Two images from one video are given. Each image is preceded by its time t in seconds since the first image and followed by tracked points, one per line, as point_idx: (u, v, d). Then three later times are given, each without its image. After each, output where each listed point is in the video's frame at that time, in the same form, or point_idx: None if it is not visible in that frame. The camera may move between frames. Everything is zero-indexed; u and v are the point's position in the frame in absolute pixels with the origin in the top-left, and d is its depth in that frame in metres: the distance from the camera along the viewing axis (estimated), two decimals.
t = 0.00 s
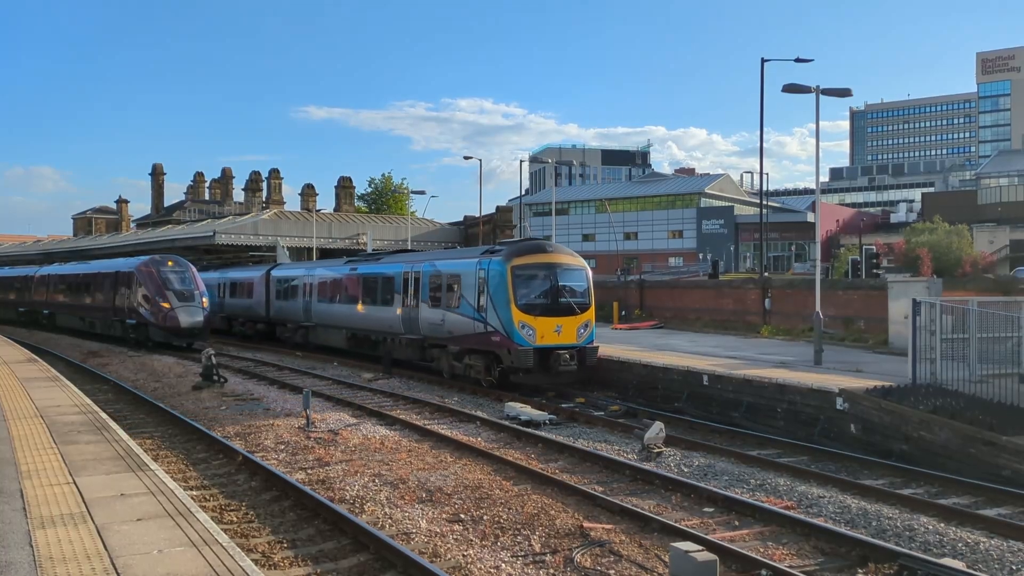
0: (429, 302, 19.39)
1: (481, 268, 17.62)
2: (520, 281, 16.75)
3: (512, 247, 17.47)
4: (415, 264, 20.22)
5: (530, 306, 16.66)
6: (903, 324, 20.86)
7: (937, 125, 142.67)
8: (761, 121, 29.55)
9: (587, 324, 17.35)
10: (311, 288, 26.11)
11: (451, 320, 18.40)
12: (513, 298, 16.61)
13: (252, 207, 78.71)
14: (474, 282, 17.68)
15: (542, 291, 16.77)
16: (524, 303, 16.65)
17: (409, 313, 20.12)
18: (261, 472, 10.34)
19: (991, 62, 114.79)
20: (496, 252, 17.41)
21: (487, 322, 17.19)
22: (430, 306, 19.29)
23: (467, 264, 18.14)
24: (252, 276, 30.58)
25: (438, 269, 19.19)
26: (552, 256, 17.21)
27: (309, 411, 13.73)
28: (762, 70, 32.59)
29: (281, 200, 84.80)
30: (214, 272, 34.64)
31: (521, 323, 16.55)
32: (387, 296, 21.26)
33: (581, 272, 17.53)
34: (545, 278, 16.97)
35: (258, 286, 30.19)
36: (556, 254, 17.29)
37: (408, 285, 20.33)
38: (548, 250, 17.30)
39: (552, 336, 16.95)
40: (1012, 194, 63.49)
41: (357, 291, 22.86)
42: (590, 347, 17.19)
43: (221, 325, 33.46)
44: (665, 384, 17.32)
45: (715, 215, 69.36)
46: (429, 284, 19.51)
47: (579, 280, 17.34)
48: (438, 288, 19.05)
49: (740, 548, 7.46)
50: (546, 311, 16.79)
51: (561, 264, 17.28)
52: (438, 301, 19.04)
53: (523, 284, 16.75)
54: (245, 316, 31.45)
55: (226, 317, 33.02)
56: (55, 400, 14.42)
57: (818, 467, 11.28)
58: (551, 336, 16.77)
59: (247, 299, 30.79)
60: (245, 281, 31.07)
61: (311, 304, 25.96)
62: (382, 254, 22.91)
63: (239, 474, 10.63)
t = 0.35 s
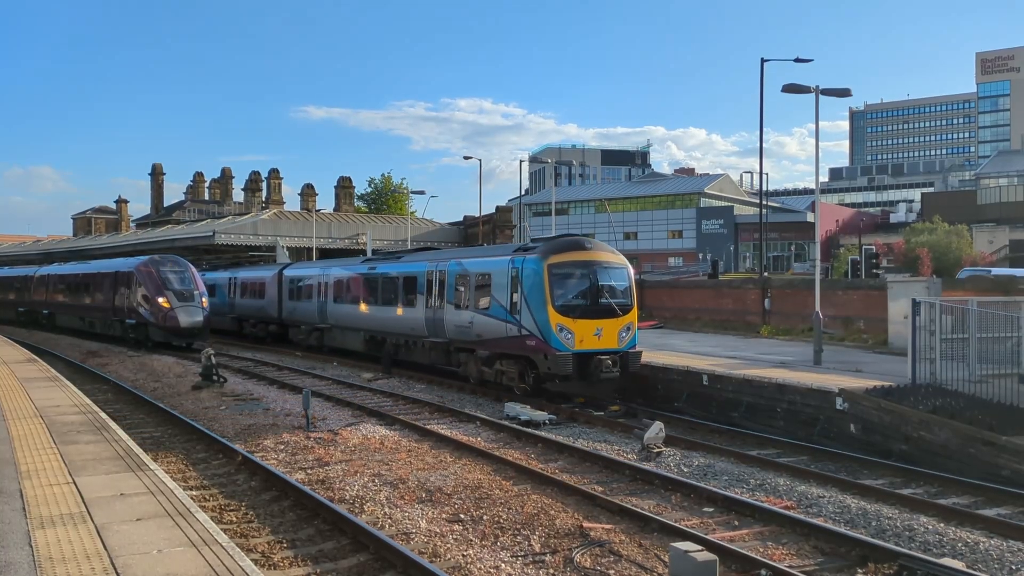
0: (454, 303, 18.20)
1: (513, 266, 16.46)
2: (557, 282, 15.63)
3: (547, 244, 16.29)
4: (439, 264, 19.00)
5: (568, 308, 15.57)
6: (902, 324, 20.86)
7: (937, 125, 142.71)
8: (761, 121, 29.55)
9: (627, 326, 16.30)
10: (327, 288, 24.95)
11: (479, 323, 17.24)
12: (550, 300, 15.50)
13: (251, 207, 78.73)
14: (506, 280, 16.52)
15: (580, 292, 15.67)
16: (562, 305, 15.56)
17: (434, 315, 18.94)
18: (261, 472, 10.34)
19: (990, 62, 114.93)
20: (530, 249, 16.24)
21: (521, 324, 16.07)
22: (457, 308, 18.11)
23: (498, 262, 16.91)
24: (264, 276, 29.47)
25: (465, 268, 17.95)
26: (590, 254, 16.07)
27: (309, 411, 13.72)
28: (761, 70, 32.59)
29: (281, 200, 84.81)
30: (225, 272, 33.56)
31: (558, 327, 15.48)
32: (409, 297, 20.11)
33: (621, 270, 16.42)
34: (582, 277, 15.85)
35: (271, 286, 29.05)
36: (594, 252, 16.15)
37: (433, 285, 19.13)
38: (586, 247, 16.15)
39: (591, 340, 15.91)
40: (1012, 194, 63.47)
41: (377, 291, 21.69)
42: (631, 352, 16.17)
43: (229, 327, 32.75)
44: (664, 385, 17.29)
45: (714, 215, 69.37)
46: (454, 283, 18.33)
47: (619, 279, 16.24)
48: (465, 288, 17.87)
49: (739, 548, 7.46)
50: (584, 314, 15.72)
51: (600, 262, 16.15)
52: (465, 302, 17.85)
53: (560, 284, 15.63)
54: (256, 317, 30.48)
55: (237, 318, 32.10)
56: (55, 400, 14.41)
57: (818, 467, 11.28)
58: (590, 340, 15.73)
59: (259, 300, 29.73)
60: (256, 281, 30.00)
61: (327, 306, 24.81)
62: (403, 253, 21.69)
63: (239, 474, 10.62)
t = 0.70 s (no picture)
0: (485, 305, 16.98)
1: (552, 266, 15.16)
2: (601, 281, 14.27)
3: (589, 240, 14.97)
4: (467, 262, 17.80)
5: (613, 309, 14.21)
6: (901, 324, 20.88)
7: (936, 125, 142.81)
8: (760, 121, 29.60)
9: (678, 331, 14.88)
10: (343, 289, 23.75)
11: (513, 326, 15.97)
12: (593, 301, 14.16)
13: (251, 207, 78.79)
14: (544, 280, 15.25)
15: (626, 293, 14.32)
16: (606, 307, 14.19)
17: (462, 317, 17.74)
18: (260, 472, 10.34)
19: (990, 62, 115.11)
20: (570, 247, 14.95)
21: (561, 328, 14.77)
22: (487, 309, 16.90)
23: (533, 260, 15.63)
24: (276, 276, 28.38)
25: (496, 266, 16.73)
26: (636, 251, 14.71)
27: (308, 411, 13.73)
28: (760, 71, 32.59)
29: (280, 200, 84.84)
30: (235, 271, 32.50)
31: (603, 331, 14.11)
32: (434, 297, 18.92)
33: (670, 269, 15.02)
34: (629, 277, 14.48)
35: (283, 285, 27.91)
36: (640, 249, 14.79)
37: (460, 285, 17.93)
38: (631, 244, 14.81)
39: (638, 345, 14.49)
40: (1011, 194, 63.47)
41: (399, 291, 20.49)
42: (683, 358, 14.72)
43: (240, 329, 31.82)
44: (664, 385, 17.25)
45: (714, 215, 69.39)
46: (485, 283, 17.12)
47: (668, 279, 14.86)
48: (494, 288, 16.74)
49: (739, 548, 7.46)
50: (631, 317, 14.33)
51: (647, 261, 14.78)
52: (496, 303, 16.65)
53: (604, 284, 14.27)
54: (268, 319, 29.46)
55: (249, 320, 31.10)
56: (54, 400, 14.40)
57: (817, 467, 11.28)
58: (637, 345, 14.32)
59: (271, 300, 28.65)
60: (267, 281, 28.96)
61: (343, 307, 23.62)
62: (426, 251, 20.49)
63: (239, 474, 10.63)
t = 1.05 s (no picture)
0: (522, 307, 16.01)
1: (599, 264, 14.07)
2: (655, 281, 13.16)
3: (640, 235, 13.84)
4: (500, 262, 16.87)
5: (668, 312, 13.12)
6: (901, 324, 20.89)
7: (935, 125, 142.85)
8: (759, 121, 29.63)
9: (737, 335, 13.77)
10: (363, 289, 22.89)
11: (553, 330, 15.02)
12: (646, 302, 13.08)
13: (250, 207, 78.79)
14: (589, 279, 14.23)
15: (682, 294, 13.22)
16: (660, 309, 13.10)
17: (495, 320, 16.82)
18: (260, 472, 10.33)
19: (989, 62, 115.28)
20: (619, 243, 13.85)
21: (609, 332, 13.73)
22: (524, 311, 15.95)
23: (576, 258, 14.63)
24: (290, 276, 27.46)
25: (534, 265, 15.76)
26: (692, 247, 13.57)
27: (307, 411, 13.71)
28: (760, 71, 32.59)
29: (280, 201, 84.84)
30: (246, 271, 31.56)
31: (658, 336, 13.02)
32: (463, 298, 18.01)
33: (729, 267, 13.88)
34: (685, 276, 13.35)
35: (298, 286, 26.98)
36: (696, 245, 13.65)
37: (493, 285, 17.00)
38: (686, 240, 13.67)
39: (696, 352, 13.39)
40: (1011, 194, 63.43)
41: (424, 292, 19.60)
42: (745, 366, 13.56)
43: (252, 330, 30.87)
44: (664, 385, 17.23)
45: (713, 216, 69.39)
46: (521, 283, 16.15)
47: (725, 278, 13.73)
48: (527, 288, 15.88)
49: (738, 548, 7.46)
50: (687, 321, 13.23)
51: (703, 258, 13.64)
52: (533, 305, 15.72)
53: (657, 283, 13.17)
54: (281, 320, 28.55)
55: (260, 321, 30.17)
56: (53, 400, 14.40)
57: (817, 467, 11.26)
58: (694, 352, 13.23)
59: (285, 302, 27.74)
60: (280, 281, 28.09)
61: (361, 308, 22.74)
62: (453, 250, 19.58)
63: (238, 474, 10.62)
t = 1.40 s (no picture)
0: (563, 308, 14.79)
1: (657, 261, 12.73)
2: (723, 281, 11.84)
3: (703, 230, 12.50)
4: (538, 260, 15.62)
5: (737, 316, 11.80)
6: (900, 325, 20.91)
7: (935, 126, 142.92)
8: (759, 123, 29.67)
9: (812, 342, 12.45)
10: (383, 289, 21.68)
11: (600, 335, 13.77)
12: (713, 305, 11.74)
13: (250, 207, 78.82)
14: (644, 279, 12.89)
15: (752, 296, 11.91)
16: (729, 313, 11.77)
17: (534, 324, 15.57)
18: (259, 473, 10.33)
19: (989, 62, 115.48)
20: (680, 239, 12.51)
21: (669, 338, 12.40)
22: (568, 314, 14.66)
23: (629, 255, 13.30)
24: (304, 276, 26.40)
25: (579, 264, 14.47)
26: (762, 244, 12.26)
27: (307, 412, 13.70)
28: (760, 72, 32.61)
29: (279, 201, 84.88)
30: (257, 271, 30.64)
31: (726, 343, 11.70)
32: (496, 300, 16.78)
33: (801, 265, 12.57)
34: (754, 277, 12.04)
35: (313, 287, 25.89)
36: (765, 241, 12.34)
37: (530, 285, 15.75)
38: (755, 235, 12.35)
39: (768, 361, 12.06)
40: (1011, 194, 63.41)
41: (451, 292, 18.40)
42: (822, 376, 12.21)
43: (264, 331, 30.08)
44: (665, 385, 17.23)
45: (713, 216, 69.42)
46: (561, 284, 14.94)
47: (797, 278, 12.43)
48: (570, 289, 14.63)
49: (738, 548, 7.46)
50: (758, 327, 11.92)
51: (773, 256, 12.32)
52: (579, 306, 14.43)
53: (726, 284, 11.85)
54: (295, 323, 27.62)
55: (273, 323, 29.23)
56: (53, 400, 14.40)
57: (818, 467, 11.24)
58: (767, 360, 11.92)
59: (299, 303, 26.73)
60: (295, 281, 27.04)
61: (381, 310, 21.55)
62: (483, 248, 18.38)
63: (238, 474, 10.62)
